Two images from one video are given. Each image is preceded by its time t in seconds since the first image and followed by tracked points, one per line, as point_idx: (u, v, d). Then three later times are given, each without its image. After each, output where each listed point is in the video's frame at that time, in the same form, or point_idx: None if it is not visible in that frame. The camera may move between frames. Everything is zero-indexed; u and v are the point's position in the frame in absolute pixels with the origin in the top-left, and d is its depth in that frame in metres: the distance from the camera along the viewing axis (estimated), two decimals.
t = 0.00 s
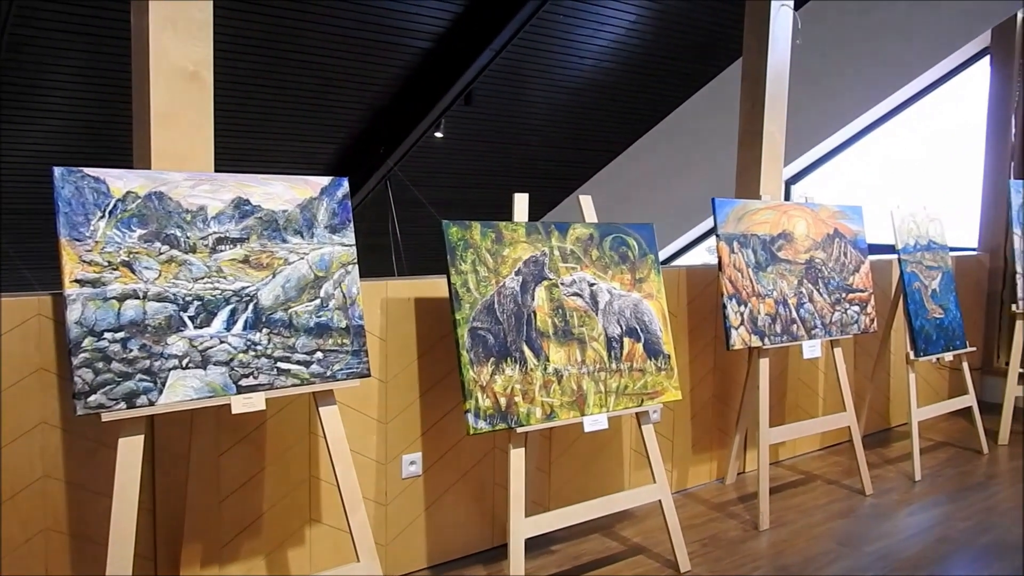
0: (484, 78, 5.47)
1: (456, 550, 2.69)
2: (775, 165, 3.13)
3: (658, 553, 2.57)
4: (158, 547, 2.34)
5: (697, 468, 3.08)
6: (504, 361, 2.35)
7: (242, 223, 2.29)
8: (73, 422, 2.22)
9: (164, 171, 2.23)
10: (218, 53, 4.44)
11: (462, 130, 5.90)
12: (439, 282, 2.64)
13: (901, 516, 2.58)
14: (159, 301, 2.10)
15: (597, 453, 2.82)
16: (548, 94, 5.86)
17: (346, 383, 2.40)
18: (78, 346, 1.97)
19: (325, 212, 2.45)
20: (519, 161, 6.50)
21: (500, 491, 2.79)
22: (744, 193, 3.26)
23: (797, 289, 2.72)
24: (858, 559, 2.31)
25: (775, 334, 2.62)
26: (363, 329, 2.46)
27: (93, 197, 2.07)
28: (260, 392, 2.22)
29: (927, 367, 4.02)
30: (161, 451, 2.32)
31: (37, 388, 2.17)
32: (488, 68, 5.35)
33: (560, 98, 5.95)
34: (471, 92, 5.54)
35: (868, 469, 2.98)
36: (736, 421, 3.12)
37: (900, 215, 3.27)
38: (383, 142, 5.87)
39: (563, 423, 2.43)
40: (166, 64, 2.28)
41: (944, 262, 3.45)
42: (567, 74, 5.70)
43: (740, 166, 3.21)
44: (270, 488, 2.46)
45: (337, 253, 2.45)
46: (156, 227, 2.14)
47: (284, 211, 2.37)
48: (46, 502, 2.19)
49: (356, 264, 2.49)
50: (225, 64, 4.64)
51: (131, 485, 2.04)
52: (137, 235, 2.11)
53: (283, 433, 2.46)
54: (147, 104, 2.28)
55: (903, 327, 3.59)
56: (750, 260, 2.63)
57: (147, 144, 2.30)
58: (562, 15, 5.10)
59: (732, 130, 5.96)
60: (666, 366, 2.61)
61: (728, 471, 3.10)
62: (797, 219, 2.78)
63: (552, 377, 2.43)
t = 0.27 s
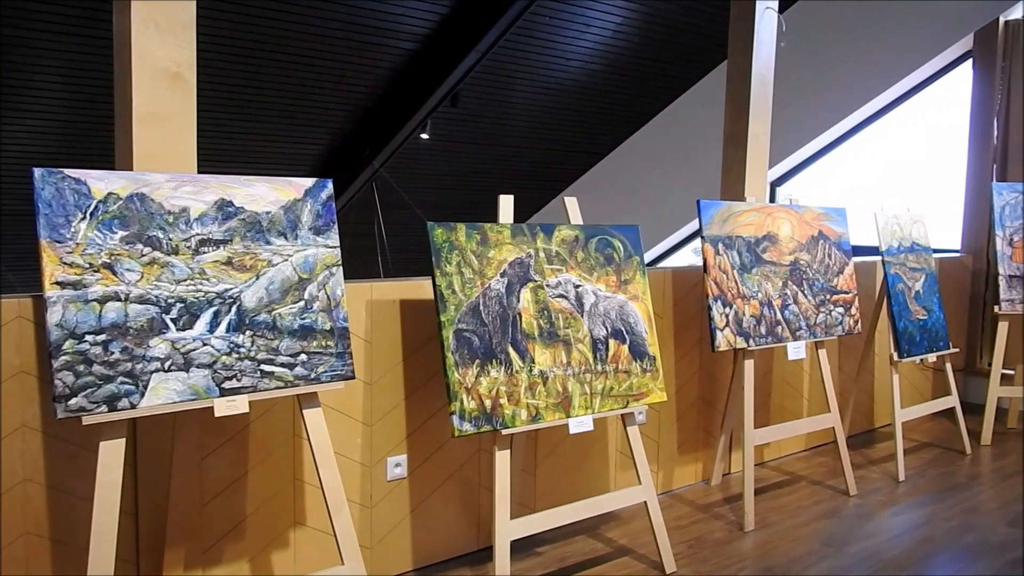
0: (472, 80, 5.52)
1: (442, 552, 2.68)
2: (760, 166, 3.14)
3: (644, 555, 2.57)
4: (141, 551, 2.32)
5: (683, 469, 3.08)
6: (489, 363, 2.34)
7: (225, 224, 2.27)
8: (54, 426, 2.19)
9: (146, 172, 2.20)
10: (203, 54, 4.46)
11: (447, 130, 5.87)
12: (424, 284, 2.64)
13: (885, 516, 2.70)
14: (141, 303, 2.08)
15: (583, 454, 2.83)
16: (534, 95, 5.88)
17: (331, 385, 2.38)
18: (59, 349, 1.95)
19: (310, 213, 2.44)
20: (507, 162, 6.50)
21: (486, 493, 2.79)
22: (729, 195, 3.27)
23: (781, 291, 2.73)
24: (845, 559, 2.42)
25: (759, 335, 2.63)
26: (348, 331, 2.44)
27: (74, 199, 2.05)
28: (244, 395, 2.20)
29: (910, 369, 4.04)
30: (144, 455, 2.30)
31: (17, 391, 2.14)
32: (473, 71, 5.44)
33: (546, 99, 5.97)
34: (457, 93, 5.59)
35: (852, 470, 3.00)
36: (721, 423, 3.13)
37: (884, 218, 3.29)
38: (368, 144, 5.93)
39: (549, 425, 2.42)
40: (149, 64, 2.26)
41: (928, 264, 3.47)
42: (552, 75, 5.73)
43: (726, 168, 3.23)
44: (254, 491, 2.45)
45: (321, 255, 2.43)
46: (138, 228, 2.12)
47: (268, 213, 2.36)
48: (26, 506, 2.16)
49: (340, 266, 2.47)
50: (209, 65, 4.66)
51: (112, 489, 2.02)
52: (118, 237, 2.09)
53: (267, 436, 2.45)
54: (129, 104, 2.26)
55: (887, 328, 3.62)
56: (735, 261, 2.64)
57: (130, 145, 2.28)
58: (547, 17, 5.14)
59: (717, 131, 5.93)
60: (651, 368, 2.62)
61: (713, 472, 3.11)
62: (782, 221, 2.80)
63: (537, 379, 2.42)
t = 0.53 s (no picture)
0: (455, 81, 5.49)
1: (426, 554, 2.68)
2: (744, 168, 3.16)
3: (628, 555, 2.57)
4: (121, 554, 2.31)
5: (667, 469, 3.09)
6: (473, 364, 2.34)
7: (207, 225, 2.25)
8: (33, 429, 2.17)
9: (126, 173, 2.18)
10: (187, 54, 4.47)
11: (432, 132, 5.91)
12: (408, 285, 2.63)
13: (868, 516, 2.72)
14: (121, 305, 2.05)
15: (567, 455, 2.83)
16: (520, 96, 5.88)
17: (314, 387, 2.36)
18: (37, 351, 1.92)
19: (292, 214, 2.42)
20: (494, 163, 6.50)
21: (470, 495, 2.79)
22: (713, 196, 3.28)
23: (764, 292, 2.74)
24: (826, 559, 2.43)
25: (742, 335, 2.64)
26: (331, 333, 2.43)
27: (53, 199, 2.02)
28: (226, 397, 2.18)
29: (893, 369, 4.07)
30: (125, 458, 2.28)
31: None
32: (458, 72, 5.41)
33: (532, 99, 5.97)
34: (442, 93, 5.57)
35: (835, 470, 3.01)
36: (705, 423, 3.14)
37: (866, 219, 3.32)
38: (352, 144, 5.99)
39: (533, 426, 2.42)
40: (130, 64, 2.24)
41: (909, 265, 3.49)
42: (538, 75, 5.72)
43: (709, 169, 3.24)
44: (236, 493, 2.43)
45: (304, 256, 2.42)
46: (118, 229, 2.09)
47: (250, 213, 2.34)
48: (4, 510, 2.14)
49: (323, 267, 2.46)
50: (191, 67, 4.68)
51: (91, 493, 2.00)
52: (98, 238, 2.06)
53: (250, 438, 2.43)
54: (109, 104, 2.24)
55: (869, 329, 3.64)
56: (718, 262, 2.65)
57: (110, 145, 2.26)
58: (534, 18, 5.14)
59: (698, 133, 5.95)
60: (635, 369, 2.62)
61: (697, 473, 3.12)
62: (766, 222, 2.81)
63: (521, 381, 2.42)
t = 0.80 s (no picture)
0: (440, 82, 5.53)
1: (410, 556, 2.67)
2: (727, 169, 3.17)
3: (613, 556, 2.57)
4: (102, 558, 2.29)
5: (652, 470, 3.10)
6: (457, 366, 2.33)
7: (189, 226, 2.23)
8: (12, 433, 2.14)
9: (106, 174, 2.16)
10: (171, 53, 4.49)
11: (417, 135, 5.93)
12: (392, 287, 2.62)
13: (851, 515, 2.74)
14: (101, 307, 2.03)
15: (552, 456, 2.83)
16: (504, 96, 5.89)
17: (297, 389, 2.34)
18: (16, 354, 1.90)
19: (275, 215, 2.41)
20: (481, 164, 6.50)
21: (454, 496, 2.78)
22: (696, 197, 3.29)
23: (748, 293, 2.75)
24: (810, 558, 2.44)
25: (727, 336, 2.65)
26: (314, 335, 2.42)
27: (31, 201, 2.00)
28: (208, 399, 2.16)
29: (876, 369, 4.10)
30: (106, 461, 2.25)
31: None
32: (443, 72, 5.46)
33: (517, 100, 5.97)
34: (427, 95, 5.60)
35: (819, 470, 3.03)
36: (689, 424, 3.15)
37: (849, 219, 3.34)
38: (337, 144, 6.06)
39: (517, 427, 2.42)
40: (110, 64, 2.22)
41: (891, 266, 3.51)
42: (524, 76, 5.73)
43: (693, 170, 3.24)
44: (219, 496, 2.41)
45: (287, 257, 2.40)
46: (98, 231, 2.07)
47: (232, 215, 2.32)
48: None
49: (306, 268, 2.44)
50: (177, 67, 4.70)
51: (71, 498, 1.97)
52: (78, 240, 2.04)
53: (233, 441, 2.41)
54: (89, 104, 2.22)
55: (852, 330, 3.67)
56: (702, 263, 2.66)
57: (90, 145, 2.24)
58: (518, 19, 5.15)
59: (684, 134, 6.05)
60: (619, 369, 2.62)
61: (681, 473, 3.13)
62: (749, 223, 2.82)
63: (506, 382, 2.42)
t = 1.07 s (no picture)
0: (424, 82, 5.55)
1: (394, 558, 2.66)
2: (711, 170, 3.18)
3: (597, 557, 2.58)
4: (82, 562, 2.27)
5: (636, 470, 3.11)
6: (441, 366, 2.33)
7: (170, 227, 2.21)
8: None
9: (86, 173, 2.14)
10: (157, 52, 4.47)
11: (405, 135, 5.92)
12: (376, 287, 2.61)
13: (833, 514, 2.75)
14: (81, 308, 2.01)
15: (536, 457, 2.84)
16: (488, 98, 5.91)
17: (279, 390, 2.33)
18: None
19: (257, 215, 2.39)
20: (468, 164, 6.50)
21: (438, 497, 2.78)
22: (680, 198, 3.30)
23: (732, 293, 2.77)
24: (792, 558, 2.45)
25: (710, 336, 2.66)
26: (297, 335, 2.40)
27: (9, 201, 1.98)
28: (189, 400, 2.15)
29: (858, 369, 4.13)
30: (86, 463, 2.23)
31: None
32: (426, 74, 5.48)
33: (501, 100, 5.98)
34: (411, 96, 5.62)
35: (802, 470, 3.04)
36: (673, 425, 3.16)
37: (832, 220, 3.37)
38: (321, 145, 6.06)
39: (501, 428, 2.41)
40: (90, 63, 2.20)
41: (874, 267, 3.54)
42: (509, 77, 5.76)
43: (677, 171, 3.25)
44: (201, 498, 2.40)
45: (270, 258, 2.38)
46: (78, 231, 2.05)
47: (214, 215, 2.31)
48: None
49: (289, 269, 2.43)
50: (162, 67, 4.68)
51: (50, 500, 1.95)
52: (57, 240, 2.02)
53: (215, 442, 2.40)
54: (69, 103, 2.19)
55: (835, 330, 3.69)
56: (686, 264, 2.67)
57: (69, 145, 2.21)
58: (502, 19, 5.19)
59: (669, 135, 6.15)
60: (603, 370, 2.63)
61: (665, 473, 3.14)
62: (732, 224, 2.84)
63: (490, 382, 2.41)
